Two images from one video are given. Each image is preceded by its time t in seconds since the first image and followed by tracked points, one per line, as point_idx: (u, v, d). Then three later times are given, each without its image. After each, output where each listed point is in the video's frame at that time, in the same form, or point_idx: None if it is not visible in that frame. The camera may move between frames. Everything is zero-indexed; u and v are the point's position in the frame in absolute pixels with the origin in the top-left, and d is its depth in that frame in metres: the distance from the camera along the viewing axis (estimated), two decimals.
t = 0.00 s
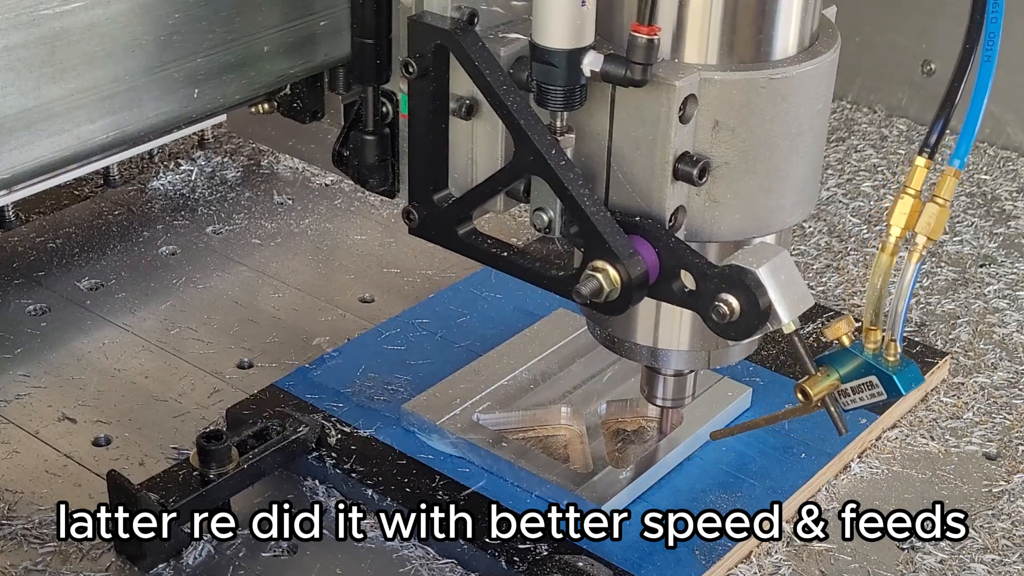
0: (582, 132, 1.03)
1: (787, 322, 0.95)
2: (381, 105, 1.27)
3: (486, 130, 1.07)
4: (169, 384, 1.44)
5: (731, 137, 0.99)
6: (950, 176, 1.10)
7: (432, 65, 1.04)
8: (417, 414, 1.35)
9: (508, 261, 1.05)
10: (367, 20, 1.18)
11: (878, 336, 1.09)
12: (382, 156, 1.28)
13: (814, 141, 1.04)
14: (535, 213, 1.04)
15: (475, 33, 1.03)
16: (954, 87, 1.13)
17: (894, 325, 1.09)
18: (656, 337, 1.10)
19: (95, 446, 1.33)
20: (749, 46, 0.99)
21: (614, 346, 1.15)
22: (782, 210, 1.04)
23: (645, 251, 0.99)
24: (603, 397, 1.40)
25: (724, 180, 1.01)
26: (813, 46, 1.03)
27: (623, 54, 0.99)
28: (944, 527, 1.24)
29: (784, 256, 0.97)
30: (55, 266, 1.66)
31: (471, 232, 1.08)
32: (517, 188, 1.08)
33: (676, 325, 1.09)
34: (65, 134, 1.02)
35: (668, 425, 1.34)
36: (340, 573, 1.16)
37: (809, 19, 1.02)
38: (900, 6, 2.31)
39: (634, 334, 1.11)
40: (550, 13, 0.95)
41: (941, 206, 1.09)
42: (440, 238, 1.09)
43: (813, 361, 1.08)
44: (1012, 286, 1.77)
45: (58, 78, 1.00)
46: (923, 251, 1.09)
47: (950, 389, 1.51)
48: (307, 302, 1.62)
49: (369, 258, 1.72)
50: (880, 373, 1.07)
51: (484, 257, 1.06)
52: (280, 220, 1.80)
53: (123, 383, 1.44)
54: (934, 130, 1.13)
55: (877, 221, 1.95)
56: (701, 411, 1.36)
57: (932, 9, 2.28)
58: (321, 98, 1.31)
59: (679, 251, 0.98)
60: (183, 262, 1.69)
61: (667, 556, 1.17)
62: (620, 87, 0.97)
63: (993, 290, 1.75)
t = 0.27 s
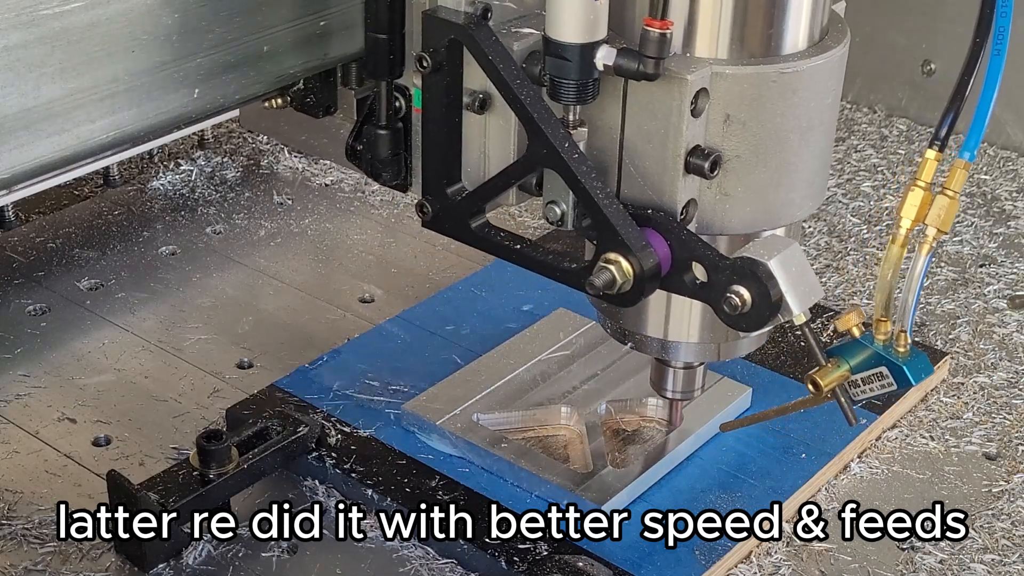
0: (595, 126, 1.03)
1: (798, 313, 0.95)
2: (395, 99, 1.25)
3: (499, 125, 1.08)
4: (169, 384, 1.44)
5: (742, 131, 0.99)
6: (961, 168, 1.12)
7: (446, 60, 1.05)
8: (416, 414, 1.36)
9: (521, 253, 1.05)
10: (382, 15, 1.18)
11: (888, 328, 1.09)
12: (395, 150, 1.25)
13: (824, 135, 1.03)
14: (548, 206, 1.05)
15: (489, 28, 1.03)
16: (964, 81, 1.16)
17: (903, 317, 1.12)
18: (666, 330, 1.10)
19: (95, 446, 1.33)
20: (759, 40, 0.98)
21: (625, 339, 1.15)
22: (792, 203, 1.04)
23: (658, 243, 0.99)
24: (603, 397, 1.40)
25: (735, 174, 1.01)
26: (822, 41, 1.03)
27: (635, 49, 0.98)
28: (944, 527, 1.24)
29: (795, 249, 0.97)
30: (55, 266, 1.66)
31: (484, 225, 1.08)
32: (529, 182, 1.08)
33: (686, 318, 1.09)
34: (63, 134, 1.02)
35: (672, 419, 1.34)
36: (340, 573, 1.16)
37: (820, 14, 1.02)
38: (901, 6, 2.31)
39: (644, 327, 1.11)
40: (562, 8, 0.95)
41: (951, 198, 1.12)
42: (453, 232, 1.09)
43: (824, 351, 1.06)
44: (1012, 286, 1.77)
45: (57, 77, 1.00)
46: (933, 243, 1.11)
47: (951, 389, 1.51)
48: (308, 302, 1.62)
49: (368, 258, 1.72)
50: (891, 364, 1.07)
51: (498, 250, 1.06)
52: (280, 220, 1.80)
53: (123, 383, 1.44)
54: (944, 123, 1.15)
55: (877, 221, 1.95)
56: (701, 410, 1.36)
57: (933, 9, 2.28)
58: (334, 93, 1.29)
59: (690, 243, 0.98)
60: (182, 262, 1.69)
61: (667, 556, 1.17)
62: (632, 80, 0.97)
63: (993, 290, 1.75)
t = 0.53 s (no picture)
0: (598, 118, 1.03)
1: (799, 302, 0.96)
2: (399, 92, 1.24)
3: (502, 118, 1.07)
4: (169, 384, 1.44)
5: (744, 122, 0.99)
6: (961, 158, 1.15)
7: (451, 53, 1.05)
8: (417, 414, 1.36)
9: (526, 244, 1.04)
10: (387, 10, 1.19)
11: (888, 318, 1.13)
12: (400, 142, 1.25)
13: (825, 127, 1.03)
14: (551, 197, 1.05)
15: (493, 21, 1.03)
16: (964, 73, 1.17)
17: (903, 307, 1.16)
18: (669, 320, 1.10)
19: (95, 446, 1.33)
20: (761, 33, 0.98)
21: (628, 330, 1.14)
22: (793, 195, 1.04)
23: (660, 234, 1.00)
24: (603, 397, 1.40)
25: (737, 165, 1.01)
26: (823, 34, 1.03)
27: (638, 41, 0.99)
28: (944, 527, 1.24)
29: (796, 239, 0.97)
30: (54, 266, 1.66)
31: (489, 217, 1.07)
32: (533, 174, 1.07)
33: (689, 308, 1.09)
34: (56, 131, 1.01)
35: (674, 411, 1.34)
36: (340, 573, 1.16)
37: (820, 8, 1.02)
38: (902, 6, 2.31)
39: (648, 317, 1.11)
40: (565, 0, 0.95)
41: (950, 188, 1.14)
42: (458, 224, 1.08)
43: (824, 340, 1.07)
44: (1012, 286, 1.77)
45: (51, 74, 0.99)
46: (932, 232, 1.14)
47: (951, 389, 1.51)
48: (308, 302, 1.62)
49: (368, 259, 1.72)
50: (890, 353, 1.11)
51: (503, 241, 1.06)
52: (280, 220, 1.80)
53: (123, 383, 1.44)
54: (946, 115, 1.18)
55: (877, 221, 1.95)
56: (701, 410, 1.36)
57: (933, 9, 2.28)
58: (340, 86, 1.30)
59: (694, 233, 0.99)
60: (182, 262, 1.69)
61: (667, 555, 1.17)
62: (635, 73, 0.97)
63: (993, 290, 1.75)
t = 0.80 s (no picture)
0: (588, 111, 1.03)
1: (786, 292, 0.96)
2: (392, 86, 1.23)
3: (495, 111, 1.07)
4: (169, 384, 1.44)
5: (732, 115, 0.99)
6: (945, 150, 1.15)
7: (442, 46, 1.03)
8: (417, 413, 1.36)
9: (517, 235, 1.05)
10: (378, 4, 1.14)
11: (874, 307, 1.13)
12: (393, 135, 1.25)
13: (812, 120, 1.03)
14: (541, 189, 1.04)
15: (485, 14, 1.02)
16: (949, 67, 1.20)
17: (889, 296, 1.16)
18: (658, 313, 1.10)
19: (95, 446, 1.33)
20: (749, 26, 0.98)
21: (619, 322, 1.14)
22: (780, 187, 1.04)
23: (649, 225, 1.00)
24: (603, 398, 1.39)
25: (725, 158, 1.01)
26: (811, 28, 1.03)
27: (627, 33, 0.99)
28: (944, 527, 1.24)
29: (783, 231, 0.98)
30: (54, 266, 1.66)
31: (480, 208, 1.07)
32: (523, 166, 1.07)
33: (679, 299, 1.09)
34: (42, 127, 0.97)
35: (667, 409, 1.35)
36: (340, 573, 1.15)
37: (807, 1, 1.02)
38: (901, 6, 2.31)
39: (637, 309, 1.11)
40: None
41: (935, 178, 1.14)
42: (449, 216, 1.09)
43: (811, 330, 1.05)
44: (1012, 287, 1.77)
45: (37, 69, 0.95)
46: (917, 222, 1.15)
47: (950, 389, 1.51)
48: (308, 301, 1.62)
49: (368, 258, 1.72)
50: (877, 342, 1.10)
51: (494, 232, 1.06)
52: (280, 220, 1.80)
53: (122, 383, 1.44)
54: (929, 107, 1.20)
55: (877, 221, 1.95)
56: (699, 411, 1.37)
57: (932, 9, 2.28)
58: (333, 80, 1.28)
59: (682, 224, 0.98)
60: (182, 262, 1.68)
61: (668, 556, 1.17)
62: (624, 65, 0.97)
63: (993, 290, 1.75)
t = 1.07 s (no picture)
0: (568, 107, 1.03)
1: (766, 288, 0.96)
2: (375, 83, 1.20)
3: (475, 106, 1.07)
4: (169, 384, 1.44)
5: (712, 112, 0.99)
6: (922, 145, 1.12)
7: (424, 43, 1.04)
8: (416, 413, 1.36)
9: (498, 231, 1.04)
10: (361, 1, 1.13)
11: (853, 303, 1.11)
12: (377, 132, 1.21)
13: (794, 116, 1.03)
14: (523, 185, 1.04)
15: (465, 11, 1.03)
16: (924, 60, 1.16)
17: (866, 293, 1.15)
18: (641, 308, 1.10)
19: (95, 446, 1.33)
20: (729, 23, 0.98)
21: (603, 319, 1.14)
22: (762, 184, 1.03)
23: (628, 222, 0.99)
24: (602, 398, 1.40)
25: (706, 155, 1.00)
26: (791, 24, 1.02)
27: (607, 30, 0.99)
28: (945, 527, 1.24)
29: (762, 227, 0.98)
30: (55, 266, 1.66)
31: (462, 205, 1.07)
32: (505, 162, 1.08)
33: (661, 294, 1.09)
34: (28, 122, 0.95)
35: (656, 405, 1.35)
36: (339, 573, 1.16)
37: None
38: (900, 7, 2.31)
39: (620, 305, 1.11)
40: None
41: (911, 174, 1.12)
42: (431, 212, 1.08)
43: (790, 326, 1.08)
44: (1012, 287, 1.77)
45: (23, 63, 0.93)
46: (894, 218, 1.14)
47: (950, 389, 1.51)
48: (307, 301, 1.62)
49: (368, 258, 1.72)
50: (855, 338, 1.09)
51: (475, 228, 1.06)
52: (280, 220, 1.80)
53: (122, 383, 1.44)
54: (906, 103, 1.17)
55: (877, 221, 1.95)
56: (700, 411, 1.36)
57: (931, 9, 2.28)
58: (318, 77, 1.22)
59: (661, 220, 0.99)
60: (183, 262, 1.69)
61: (668, 556, 1.17)
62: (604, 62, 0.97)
63: (993, 290, 1.75)
